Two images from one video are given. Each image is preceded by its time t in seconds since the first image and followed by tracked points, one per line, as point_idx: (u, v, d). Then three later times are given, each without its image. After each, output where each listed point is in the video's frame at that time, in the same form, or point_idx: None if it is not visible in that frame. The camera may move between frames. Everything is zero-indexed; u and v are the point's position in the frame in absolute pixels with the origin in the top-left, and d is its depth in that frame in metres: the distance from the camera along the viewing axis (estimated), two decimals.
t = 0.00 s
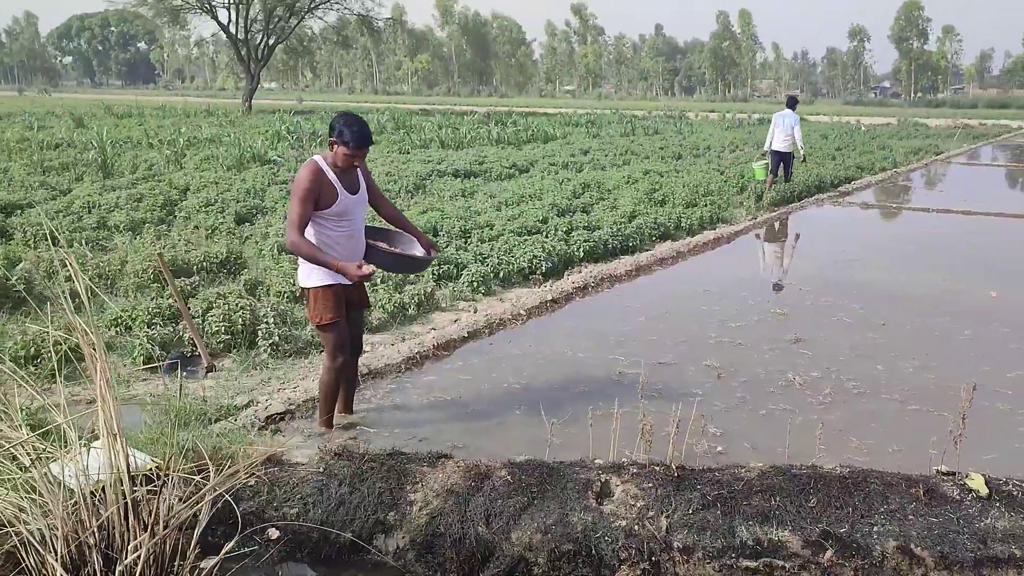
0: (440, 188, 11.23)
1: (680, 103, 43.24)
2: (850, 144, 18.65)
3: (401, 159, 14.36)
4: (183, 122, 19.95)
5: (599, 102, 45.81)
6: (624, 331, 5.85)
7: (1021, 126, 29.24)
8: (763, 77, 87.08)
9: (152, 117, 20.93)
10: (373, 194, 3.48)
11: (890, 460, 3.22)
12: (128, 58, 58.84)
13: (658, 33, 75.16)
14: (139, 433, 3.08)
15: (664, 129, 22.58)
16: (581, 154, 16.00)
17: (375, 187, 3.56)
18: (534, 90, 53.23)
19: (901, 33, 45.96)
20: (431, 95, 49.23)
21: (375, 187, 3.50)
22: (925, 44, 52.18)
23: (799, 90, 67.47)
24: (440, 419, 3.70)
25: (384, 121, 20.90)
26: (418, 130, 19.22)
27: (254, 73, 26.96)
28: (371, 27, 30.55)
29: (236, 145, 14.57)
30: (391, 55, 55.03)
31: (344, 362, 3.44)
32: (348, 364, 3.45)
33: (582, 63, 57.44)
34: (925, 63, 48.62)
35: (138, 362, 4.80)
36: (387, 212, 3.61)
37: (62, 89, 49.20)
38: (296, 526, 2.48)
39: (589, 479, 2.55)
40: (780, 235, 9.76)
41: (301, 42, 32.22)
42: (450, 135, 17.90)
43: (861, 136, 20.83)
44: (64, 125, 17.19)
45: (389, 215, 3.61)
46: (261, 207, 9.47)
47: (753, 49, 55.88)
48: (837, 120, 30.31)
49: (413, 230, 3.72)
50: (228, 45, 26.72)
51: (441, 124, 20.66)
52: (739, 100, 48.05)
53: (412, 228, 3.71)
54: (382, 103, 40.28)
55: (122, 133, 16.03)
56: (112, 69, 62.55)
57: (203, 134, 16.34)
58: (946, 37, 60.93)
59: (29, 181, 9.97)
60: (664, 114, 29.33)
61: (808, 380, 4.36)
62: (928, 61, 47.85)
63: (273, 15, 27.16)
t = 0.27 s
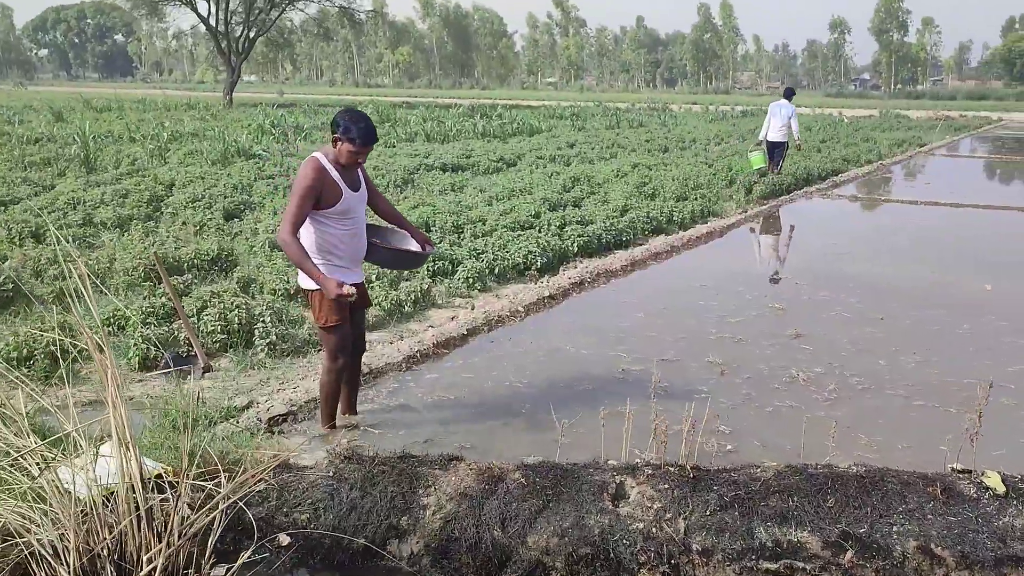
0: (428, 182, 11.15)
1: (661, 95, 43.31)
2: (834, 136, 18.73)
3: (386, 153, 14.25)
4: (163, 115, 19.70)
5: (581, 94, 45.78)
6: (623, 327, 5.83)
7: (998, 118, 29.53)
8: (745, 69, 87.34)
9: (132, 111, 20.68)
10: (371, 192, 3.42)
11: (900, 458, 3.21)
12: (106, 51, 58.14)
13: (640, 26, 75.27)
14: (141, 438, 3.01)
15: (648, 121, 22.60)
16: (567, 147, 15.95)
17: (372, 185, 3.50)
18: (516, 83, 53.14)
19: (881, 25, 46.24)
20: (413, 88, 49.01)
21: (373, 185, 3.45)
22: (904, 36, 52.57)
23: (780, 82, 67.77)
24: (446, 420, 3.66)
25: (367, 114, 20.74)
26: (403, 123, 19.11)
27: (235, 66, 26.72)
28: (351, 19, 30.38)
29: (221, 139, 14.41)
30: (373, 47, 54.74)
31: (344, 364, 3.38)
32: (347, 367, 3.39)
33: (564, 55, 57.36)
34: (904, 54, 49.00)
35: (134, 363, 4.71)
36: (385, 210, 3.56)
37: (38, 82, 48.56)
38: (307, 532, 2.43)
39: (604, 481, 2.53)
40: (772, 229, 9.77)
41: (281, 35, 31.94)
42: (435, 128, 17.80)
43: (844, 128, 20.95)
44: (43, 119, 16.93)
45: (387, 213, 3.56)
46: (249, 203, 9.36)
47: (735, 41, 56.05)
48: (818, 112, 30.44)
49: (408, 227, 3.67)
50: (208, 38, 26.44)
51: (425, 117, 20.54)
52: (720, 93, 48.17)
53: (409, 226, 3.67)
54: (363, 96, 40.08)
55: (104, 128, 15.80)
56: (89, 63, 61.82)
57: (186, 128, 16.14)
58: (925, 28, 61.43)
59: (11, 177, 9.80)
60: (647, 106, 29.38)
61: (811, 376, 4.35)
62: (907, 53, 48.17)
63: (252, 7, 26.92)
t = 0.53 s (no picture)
0: (413, 174, 11.06)
1: (639, 87, 43.35)
2: (812, 126, 18.86)
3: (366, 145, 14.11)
4: (137, 107, 19.37)
5: (558, 86, 45.70)
6: (618, 319, 5.82)
7: (968, 108, 29.87)
8: (723, 61, 87.61)
9: (107, 102, 20.34)
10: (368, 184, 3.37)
11: (904, 447, 3.22)
12: (77, 41, 57.18)
13: (617, 17, 75.32)
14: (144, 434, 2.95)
15: (628, 112, 22.61)
16: (549, 138, 15.89)
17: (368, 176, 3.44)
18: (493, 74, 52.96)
19: (855, 17, 46.56)
20: (390, 79, 48.68)
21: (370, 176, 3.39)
22: (878, 27, 53.00)
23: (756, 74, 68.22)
24: (449, 415, 3.64)
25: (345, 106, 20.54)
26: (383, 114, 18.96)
27: (209, 56, 26.41)
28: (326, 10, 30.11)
29: (200, 131, 14.19)
30: (349, 38, 54.33)
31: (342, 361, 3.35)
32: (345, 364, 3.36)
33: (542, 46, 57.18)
34: (877, 46, 49.45)
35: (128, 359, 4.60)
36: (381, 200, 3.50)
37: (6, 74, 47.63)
38: (318, 530, 2.40)
39: (616, 474, 2.52)
40: (760, 219, 9.79)
41: (255, 25, 31.63)
42: (416, 119, 17.69)
43: (821, 118, 21.10)
44: (15, 111, 16.60)
45: (383, 204, 3.51)
46: (233, 195, 9.22)
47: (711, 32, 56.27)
48: (794, 104, 30.61)
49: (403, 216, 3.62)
50: (183, 28, 26.09)
51: (404, 108, 20.39)
52: (697, 84, 48.33)
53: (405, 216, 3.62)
54: (339, 87, 39.82)
55: (79, 119, 15.52)
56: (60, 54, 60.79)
57: (164, 120, 15.89)
58: (898, 20, 62.08)
59: None
60: (624, 97, 29.42)
61: (810, 367, 4.36)
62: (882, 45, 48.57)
63: None
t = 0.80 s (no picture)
0: (392, 168, 10.97)
1: (610, 79, 43.42)
2: (785, 118, 19.01)
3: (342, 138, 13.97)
4: (105, 100, 19.00)
5: (531, 78, 45.62)
6: (609, 312, 5.82)
7: (933, 100, 30.32)
8: (695, 53, 88.03)
9: (73, 96, 19.90)
10: (368, 178, 3.34)
11: (903, 438, 3.26)
12: (41, 34, 56.06)
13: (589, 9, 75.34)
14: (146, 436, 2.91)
15: (603, 105, 22.62)
16: (527, 131, 15.83)
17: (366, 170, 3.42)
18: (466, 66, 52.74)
19: (824, 10, 46.99)
20: (362, 71, 48.30)
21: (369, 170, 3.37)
22: (846, 20, 53.51)
23: (728, 66, 68.61)
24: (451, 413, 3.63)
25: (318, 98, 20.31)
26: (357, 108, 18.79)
27: (177, 49, 25.98)
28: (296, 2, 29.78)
29: (173, 125, 13.94)
30: (321, 30, 53.80)
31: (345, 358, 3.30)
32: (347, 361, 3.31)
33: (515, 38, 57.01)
34: (845, 38, 49.94)
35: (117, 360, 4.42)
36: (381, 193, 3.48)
37: None
38: (330, 532, 2.38)
39: (627, 471, 2.53)
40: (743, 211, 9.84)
41: (223, 17, 31.18)
42: (392, 112, 17.56)
43: (794, 110, 21.28)
44: None
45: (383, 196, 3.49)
46: (212, 190, 9.07)
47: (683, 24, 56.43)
48: (764, 96, 30.84)
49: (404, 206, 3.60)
50: (149, 20, 25.65)
51: (379, 101, 20.21)
52: (669, 76, 48.48)
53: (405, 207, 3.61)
54: (309, 80, 39.41)
55: (47, 113, 15.17)
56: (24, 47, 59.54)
57: (135, 113, 15.59)
58: (866, 12, 62.77)
59: None
60: (596, 90, 29.43)
61: (804, 359, 4.39)
62: (850, 37, 49.07)
63: None
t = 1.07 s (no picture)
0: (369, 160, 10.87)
1: (582, 70, 43.49)
2: (758, 109, 19.14)
3: (316, 130, 13.84)
4: (71, 90, 18.62)
5: (502, 69, 45.52)
6: (596, 304, 5.82)
7: (900, 91, 30.72)
8: (668, 44, 88.28)
9: (37, 87, 19.46)
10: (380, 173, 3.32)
11: (894, 428, 3.30)
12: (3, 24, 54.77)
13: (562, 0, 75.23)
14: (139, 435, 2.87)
15: (576, 96, 22.62)
16: (502, 123, 15.78)
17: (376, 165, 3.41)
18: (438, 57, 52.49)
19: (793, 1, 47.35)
20: (333, 62, 47.89)
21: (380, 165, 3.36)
22: (816, 11, 53.96)
23: (699, 57, 68.89)
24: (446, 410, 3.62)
25: (290, 90, 20.11)
26: (330, 99, 18.60)
27: (143, 40, 25.51)
28: None
29: (144, 116, 13.68)
30: (290, 21, 53.15)
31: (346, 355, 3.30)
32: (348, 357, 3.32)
33: (486, 29, 56.86)
34: (815, 29, 50.38)
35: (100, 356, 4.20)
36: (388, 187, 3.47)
37: None
38: (332, 530, 2.36)
39: (628, 466, 2.54)
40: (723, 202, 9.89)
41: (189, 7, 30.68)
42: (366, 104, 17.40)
43: (766, 101, 21.44)
44: None
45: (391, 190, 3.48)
46: (189, 184, 8.93)
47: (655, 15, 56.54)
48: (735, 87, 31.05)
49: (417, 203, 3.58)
50: (114, 9, 25.14)
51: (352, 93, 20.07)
52: (641, 66, 48.54)
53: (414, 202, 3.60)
54: (279, 71, 38.95)
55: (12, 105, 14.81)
56: None
57: (104, 105, 15.27)
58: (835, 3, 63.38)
59: None
60: (568, 81, 29.41)
61: (792, 350, 4.43)
62: (817, 28, 49.50)
63: None
